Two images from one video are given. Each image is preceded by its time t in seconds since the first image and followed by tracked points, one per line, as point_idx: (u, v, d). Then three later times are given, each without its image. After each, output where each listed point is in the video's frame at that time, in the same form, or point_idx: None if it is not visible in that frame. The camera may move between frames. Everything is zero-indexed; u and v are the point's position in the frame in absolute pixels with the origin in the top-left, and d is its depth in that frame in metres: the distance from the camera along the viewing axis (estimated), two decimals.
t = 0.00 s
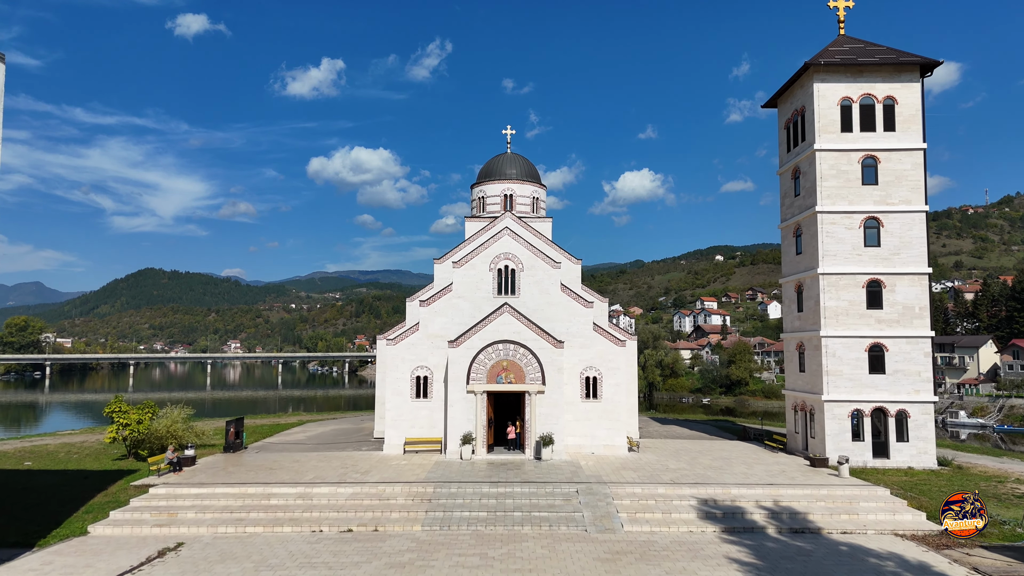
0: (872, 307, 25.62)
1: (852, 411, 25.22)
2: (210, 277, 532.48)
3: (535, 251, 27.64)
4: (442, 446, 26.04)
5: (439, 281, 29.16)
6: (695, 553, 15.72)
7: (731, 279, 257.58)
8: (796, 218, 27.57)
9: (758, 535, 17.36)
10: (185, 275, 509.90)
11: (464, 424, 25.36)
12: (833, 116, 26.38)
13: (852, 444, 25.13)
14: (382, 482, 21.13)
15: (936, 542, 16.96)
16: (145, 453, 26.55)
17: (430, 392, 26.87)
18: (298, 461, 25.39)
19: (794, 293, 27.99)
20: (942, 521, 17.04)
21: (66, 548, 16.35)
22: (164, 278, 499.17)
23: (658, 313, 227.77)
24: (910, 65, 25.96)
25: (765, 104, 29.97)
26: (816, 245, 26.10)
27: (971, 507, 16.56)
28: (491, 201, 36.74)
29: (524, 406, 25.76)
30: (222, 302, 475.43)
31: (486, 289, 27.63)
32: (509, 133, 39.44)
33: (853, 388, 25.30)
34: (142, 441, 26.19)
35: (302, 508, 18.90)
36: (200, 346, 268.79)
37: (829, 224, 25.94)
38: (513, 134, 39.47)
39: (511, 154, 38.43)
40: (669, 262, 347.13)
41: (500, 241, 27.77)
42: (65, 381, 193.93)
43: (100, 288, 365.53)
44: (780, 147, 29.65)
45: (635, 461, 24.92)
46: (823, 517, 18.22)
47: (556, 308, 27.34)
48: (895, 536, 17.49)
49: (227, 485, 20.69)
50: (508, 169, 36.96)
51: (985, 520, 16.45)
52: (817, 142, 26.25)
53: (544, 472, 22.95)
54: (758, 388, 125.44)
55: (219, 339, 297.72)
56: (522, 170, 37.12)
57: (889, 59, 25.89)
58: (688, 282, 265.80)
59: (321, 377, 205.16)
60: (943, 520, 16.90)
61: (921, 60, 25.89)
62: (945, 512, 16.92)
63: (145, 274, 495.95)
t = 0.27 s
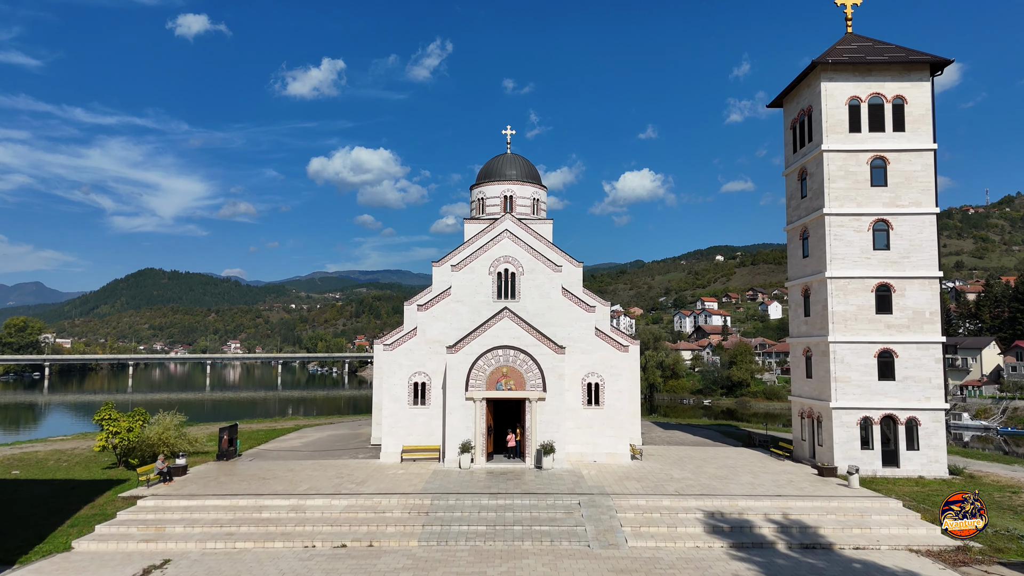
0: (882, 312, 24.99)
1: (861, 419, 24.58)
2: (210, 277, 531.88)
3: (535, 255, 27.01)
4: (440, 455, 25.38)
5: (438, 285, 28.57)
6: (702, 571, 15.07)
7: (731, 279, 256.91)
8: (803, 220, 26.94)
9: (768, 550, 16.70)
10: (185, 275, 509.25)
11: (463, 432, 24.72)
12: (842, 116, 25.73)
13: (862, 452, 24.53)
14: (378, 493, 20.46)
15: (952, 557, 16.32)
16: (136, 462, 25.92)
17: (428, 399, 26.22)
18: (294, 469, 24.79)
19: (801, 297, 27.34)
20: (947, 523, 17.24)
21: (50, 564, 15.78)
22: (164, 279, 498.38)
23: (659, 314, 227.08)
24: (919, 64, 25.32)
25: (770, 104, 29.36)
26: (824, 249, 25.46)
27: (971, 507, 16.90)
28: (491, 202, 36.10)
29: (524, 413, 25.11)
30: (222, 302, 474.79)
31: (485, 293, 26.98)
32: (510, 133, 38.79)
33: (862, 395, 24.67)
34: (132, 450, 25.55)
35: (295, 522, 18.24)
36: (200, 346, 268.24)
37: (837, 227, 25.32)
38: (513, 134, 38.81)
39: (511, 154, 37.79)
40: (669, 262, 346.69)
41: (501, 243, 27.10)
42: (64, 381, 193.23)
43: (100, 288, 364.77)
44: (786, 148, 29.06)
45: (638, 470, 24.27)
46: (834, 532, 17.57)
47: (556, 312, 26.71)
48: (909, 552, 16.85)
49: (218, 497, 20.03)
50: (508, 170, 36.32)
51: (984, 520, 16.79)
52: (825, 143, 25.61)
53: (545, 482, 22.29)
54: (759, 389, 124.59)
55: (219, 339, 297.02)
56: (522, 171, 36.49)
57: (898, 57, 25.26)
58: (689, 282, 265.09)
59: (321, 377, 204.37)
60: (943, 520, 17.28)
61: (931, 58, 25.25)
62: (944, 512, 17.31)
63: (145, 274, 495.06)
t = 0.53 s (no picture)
0: (891, 316, 24.35)
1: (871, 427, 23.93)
2: (210, 277, 531.24)
3: (536, 258, 26.35)
4: (438, 463, 24.76)
5: (436, 289, 27.94)
6: None
7: (732, 280, 256.23)
8: (810, 223, 26.29)
9: (778, 568, 16.02)
10: (185, 275, 508.59)
11: (462, 441, 24.08)
12: (851, 116, 25.08)
13: (871, 461, 23.90)
14: (374, 506, 19.79)
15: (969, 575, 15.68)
16: (126, 471, 25.23)
17: (425, 406, 25.59)
18: (288, 479, 24.13)
19: (808, 301, 26.71)
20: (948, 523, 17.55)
21: None
22: (164, 279, 497.47)
23: (659, 314, 226.39)
24: (930, 62, 24.68)
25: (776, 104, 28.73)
26: (832, 252, 24.82)
27: (971, 507, 17.20)
28: (491, 204, 35.45)
29: (525, 421, 24.45)
30: (222, 302, 474.06)
31: (484, 297, 26.32)
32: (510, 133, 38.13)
33: (871, 403, 24.04)
34: (122, 459, 24.89)
35: (286, 537, 17.55)
36: (200, 346, 267.68)
37: (846, 229, 24.66)
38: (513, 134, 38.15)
39: (511, 155, 37.12)
40: (669, 262, 346.04)
41: (501, 246, 26.45)
42: (64, 382, 192.63)
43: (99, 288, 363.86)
44: (792, 149, 28.41)
45: (641, 480, 23.62)
46: (846, 548, 16.91)
47: (557, 317, 26.05)
48: (925, 568, 16.19)
49: (207, 510, 19.34)
50: (508, 171, 35.67)
51: (984, 520, 17.11)
52: (833, 143, 24.96)
53: (545, 493, 21.65)
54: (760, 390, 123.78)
55: (219, 340, 296.29)
56: (522, 172, 35.84)
57: (908, 56, 24.61)
58: (689, 282, 264.33)
59: (321, 378, 203.61)
60: (943, 520, 17.60)
61: (942, 56, 24.60)
62: (945, 512, 17.60)
63: (145, 274, 494.24)
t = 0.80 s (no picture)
0: (902, 322, 23.69)
1: (880, 436, 23.29)
2: (210, 277, 530.65)
3: (537, 262, 25.70)
4: (437, 473, 24.10)
5: (434, 293, 27.31)
6: None
7: (732, 280, 255.52)
8: (818, 226, 25.63)
9: None
10: (185, 275, 507.94)
11: (461, 450, 23.42)
12: (859, 116, 24.44)
13: (881, 471, 23.25)
14: (369, 519, 19.12)
15: None
16: (115, 481, 24.59)
17: (423, 414, 24.92)
18: (282, 489, 23.48)
19: (815, 306, 26.07)
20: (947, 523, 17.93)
21: None
22: (165, 279, 496.85)
23: (659, 314, 225.79)
24: (941, 61, 24.03)
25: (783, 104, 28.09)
26: (841, 256, 24.18)
27: (971, 507, 17.68)
28: (490, 205, 34.79)
29: (525, 430, 23.79)
30: (222, 302, 473.44)
31: (483, 302, 25.66)
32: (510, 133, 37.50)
33: (881, 411, 23.38)
34: (111, 469, 24.26)
35: (277, 553, 16.93)
36: (200, 347, 267.20)
37: (855, 233, 24.01)
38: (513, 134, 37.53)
39: (511, 156, 36.47)
40: (670, 262, 345.50)
41: (501, 249, 25.79)
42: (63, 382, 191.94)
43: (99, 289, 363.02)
44: (798, 150, 27.78)
45: (645, 490, 22.96)
46: (859, 566, 16.30)
47: (558, 322, 25.41)
48: None
49: (197, 524, 18.71)
50: (508, 172, 35.02)
51: (984, 520, 17.63)
52: (842, 144, 24.32)
53: (546, 504, 21.00)
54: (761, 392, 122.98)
55: (218, 340, 295.55)
56: (522, 173, 35.20)
57: (918, 54, 23.99)
58: (689, 283, 263.56)
59: (321, 378, 202.87)
60: (944, 520, 17.96)
61: (953, 55, 23.95)
62: (946, 513, 17.99)
63: (145, 274, 493.47)
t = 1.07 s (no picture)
0: (913, 328, 23.04)
1: (891, 445, 22.62)
2: (211, 278, 530.08)
3: (537, 266, 25.05)
4: (434, 484, 23.45)
5: (432, 298, 26.69)
6: None
7: (733, 281, 254.80)
8: (825, 229, 24.98)
9: None
10: (185, 276, 507.18)
11: (459, 460, 22.78)
12: (869, 116, 23.78)
13: (892, 482, 22.58)
14: (363, 534, 18.44)
15: None
16: (104, 493, 23.88)
17: (421, 422, 24.27)
18: (275, 500, 22.84)
19: (823, 311, 25.41)
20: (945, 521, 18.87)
21: None
22: (165, 279, 496.20)
23: (660, 315, 225.06)
24: (953, 60, 23.40)
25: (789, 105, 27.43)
26: (849, 260, 23.53)
27: (970, 507, 18.48)
28: (489, 207, 34.14)
29: (526, 439, 23.13)
30: (222, 302, 472.75)
31: (482, 307, 25.01)
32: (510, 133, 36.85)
33: (892, 420, 22.72)
34: (100, 479, 23.59)
35: (267, 571, 16.29)
36: (200, 347, 266.65)
37: (864, 236, 23.34)
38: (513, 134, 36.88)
39: (510, 157, 35.82)
40: (670, 262, 344.85)
41: (500, 253, 25.17)
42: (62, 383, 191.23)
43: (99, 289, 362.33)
44: (805, 151, 27.12)
45: (649, 502, 22.30)
46: None
47: (559, 328, 24.75)
48: None
49: (185, 539, 18.04)
50: (507, 173, 34.37)
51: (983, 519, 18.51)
52: (851, 145, 23.66)
53: (547, 517, 20.35)
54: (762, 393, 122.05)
55: (218, 341, 294.84)
56: (522, 175, 34.55)
57: (930, 53, 23.33)
58: (690, 283, 262.66)
59: (320, 379, 202.01)
60: (945, 520, 18.80)
61: (966, 53, 23.29)
62: (946, 513, 18.81)
63: (145, 274, 492.80)
